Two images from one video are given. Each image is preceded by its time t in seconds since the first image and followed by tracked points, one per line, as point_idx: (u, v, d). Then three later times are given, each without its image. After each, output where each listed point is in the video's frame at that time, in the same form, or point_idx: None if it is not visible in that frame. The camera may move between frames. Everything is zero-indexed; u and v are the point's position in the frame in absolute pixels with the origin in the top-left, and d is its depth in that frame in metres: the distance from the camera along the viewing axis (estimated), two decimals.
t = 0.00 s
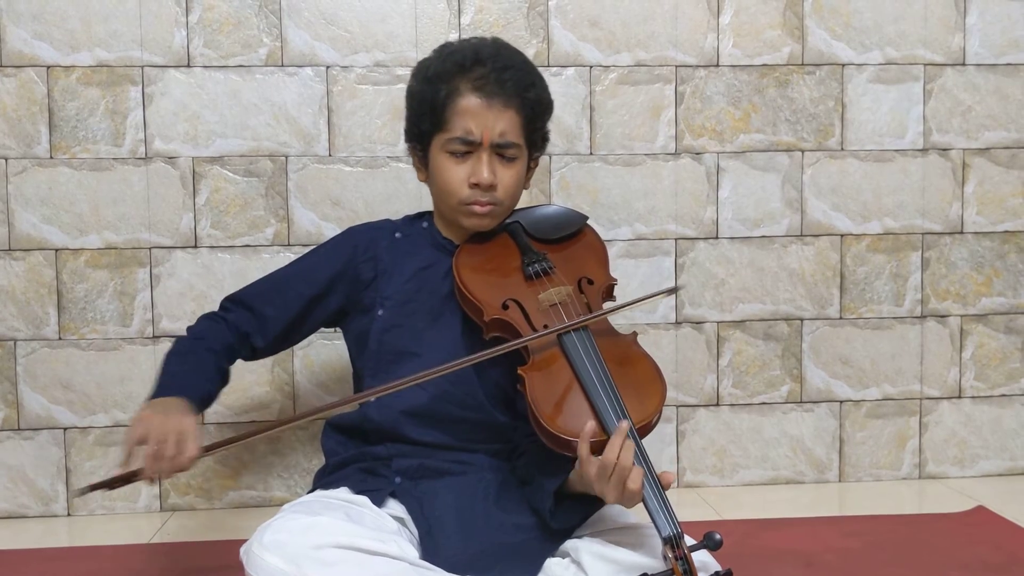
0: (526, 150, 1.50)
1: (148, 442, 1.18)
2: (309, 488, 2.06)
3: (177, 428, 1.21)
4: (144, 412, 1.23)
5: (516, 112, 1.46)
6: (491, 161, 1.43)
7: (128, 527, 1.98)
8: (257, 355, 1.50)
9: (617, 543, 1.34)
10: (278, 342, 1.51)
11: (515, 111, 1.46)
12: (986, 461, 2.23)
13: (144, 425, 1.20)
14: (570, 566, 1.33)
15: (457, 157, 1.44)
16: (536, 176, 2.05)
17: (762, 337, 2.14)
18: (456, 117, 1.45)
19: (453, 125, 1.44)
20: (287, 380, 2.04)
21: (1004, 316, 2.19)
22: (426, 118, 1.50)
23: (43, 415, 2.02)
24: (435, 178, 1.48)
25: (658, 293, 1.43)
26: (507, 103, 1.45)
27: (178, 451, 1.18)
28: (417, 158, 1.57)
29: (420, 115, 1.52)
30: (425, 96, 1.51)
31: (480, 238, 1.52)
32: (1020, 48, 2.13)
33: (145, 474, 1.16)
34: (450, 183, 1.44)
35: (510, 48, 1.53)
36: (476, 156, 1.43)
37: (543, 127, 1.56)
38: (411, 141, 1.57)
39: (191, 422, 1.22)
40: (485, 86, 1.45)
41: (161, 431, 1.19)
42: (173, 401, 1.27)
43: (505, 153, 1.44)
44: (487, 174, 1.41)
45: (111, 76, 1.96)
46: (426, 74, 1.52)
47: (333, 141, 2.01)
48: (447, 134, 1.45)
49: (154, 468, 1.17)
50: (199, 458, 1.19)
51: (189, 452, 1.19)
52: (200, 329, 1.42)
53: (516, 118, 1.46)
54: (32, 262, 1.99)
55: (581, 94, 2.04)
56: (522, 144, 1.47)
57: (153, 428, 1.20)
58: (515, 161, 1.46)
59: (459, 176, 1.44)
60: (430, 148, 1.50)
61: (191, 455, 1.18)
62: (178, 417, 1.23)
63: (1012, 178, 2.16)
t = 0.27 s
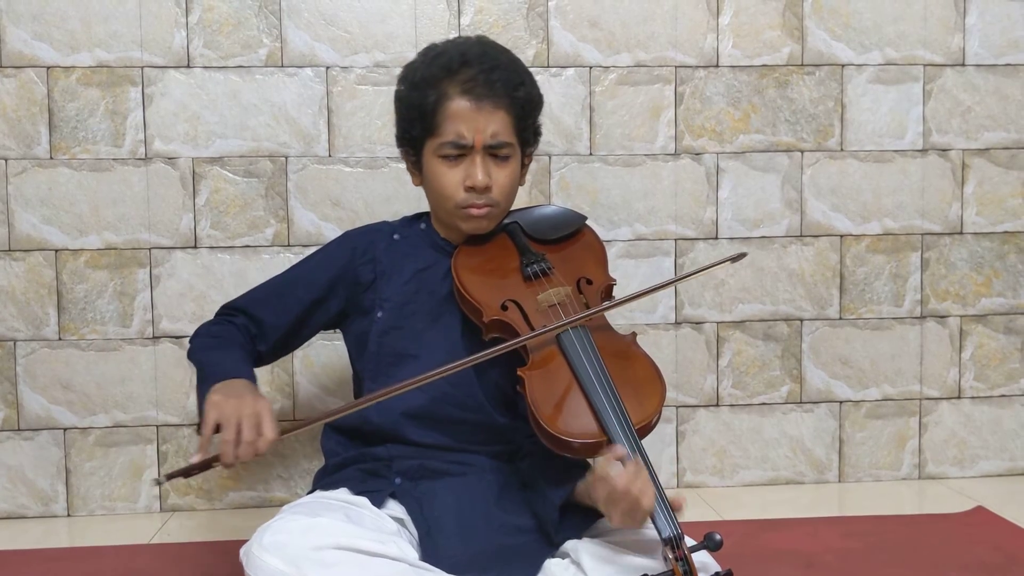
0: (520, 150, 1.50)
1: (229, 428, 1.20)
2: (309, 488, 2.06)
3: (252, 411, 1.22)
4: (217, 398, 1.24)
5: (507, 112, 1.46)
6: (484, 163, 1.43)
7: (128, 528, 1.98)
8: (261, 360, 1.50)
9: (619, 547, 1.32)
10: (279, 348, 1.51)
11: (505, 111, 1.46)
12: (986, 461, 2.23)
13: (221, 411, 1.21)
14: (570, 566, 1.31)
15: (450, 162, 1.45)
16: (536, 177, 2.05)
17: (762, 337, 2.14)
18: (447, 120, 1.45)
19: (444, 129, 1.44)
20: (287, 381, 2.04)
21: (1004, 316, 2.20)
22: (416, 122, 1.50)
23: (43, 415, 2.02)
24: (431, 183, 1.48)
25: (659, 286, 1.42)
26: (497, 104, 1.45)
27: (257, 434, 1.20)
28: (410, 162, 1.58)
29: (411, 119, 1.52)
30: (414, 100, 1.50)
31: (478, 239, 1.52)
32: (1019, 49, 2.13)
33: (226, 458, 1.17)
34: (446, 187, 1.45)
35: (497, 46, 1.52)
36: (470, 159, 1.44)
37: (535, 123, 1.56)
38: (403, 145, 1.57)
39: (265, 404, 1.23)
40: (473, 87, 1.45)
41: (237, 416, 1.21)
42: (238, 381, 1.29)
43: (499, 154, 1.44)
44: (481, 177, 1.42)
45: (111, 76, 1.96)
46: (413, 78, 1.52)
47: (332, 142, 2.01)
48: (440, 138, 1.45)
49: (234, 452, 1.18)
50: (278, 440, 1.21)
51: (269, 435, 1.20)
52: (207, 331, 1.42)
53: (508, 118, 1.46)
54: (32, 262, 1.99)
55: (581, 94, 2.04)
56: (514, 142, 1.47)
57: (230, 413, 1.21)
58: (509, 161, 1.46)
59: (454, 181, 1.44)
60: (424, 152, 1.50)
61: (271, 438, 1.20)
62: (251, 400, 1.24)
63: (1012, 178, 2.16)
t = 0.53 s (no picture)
0: (518, 148, 1.50)
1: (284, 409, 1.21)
2: (309, 488, 2.06)
3: (303, 391, 1.23)
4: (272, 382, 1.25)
5: (503, 110, 1.46)
6: (483, 163, 1.43)
7: (128, 528, 1.98)
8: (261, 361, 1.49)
9: (621, 545, 1.32)
10: (280, 350, 1.50)
11: (502, 110, 1.46)
12: (986, 461, 2.24)
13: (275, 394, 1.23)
14: (570, 566, 1.31)
15: (448, 162, 1.45)
16: (536, 177, 2.05)
17: (762, 337, 2.14)
18: (444, 121, 1.45)
19: (441, 130, 1.44)
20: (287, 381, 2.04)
21: (1003, 316, 2.20)
22: (413, 124, 1.50)
23: (43, 415, 2.02)
24: (429, 184, 1.48)
25: (660, 281, 1.43)
26: (493, 103, 1.45)
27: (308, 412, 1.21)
28: (408, 164, 1.58)
29: (407, 121, 1.52)
30: (410, 102, 1.50)
31: (478, 239, 1.52)
32: (1019, 49, 2.13)
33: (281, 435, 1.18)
34: (445, 188, 1.45)
35: (490, 46, 1.53)
36: (468, 159, 1.44)
37: (532, 121, 1.56)
38: (400, 148, 1.57)
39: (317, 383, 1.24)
40: (469, 87, 1.45)
41: (289, 396, 1.22)
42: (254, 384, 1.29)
43: (497, 154, 1.44)
44: (480, 177, 1.42)
45: (111, 76, 1.96)
46: (408, 80, 1.52)
47: (332, 142, 2.01)
48: (437, 139, 1.45)
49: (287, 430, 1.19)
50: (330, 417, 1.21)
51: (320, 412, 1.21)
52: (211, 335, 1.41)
53: (504, 117, 1.46)
54: (32, 262, 1.99)
55: (581, 94, 2.04)
56: (512, 141, 1.47)
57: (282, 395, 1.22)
58: (507, 159, 1.46)
59: (453, 181, 1.44)
60: (421, 154, 1.50)
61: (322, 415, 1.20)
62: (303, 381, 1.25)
63: (1012, 178, 2.16)
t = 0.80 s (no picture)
0: (525, 146, 1.50)
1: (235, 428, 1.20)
2: (308, 487, 2.06)
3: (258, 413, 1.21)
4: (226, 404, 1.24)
5: (514, 106, 1.47)
6: (490, 155, 1.43)
7: (127, 527, 1.98)
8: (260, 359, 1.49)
9: (623, 546, 1.31)
10: (278, 347, 1.50)
11: (513, 105, 1.46)
12: (984, 461, 2.24)
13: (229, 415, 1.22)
14: (570, 565, 1.31)
15: (456, 153, 1.45)
16: (536, 176, 2.05)
17: (761, 337, 2.14)
18: (454, 112, 1.45)
19: (451, 120, 1.45)
20: (286, 380, 2.04)
21: (1002, 316, 2.20)
22: (423, 114, 1.50)
23: (43, 414, 2.02)
24: (435, 174, 1.48)
25: (659, 283, 1.44)
26: (505, 98, 1.46)
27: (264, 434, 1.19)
28: (414, 156, 1.57)
29: (418, 112, 1.52)
30: (423, 93, 1.51)
31: (480, 237, 1.52)
32: (1019, 49, 2.13)
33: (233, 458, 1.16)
34: (450, 178, 1.44)
35: (506, 44, 1.54)
36: (475, 151, 1.44)
37: (541, 122, 1.57)
38: (409, 139, 1.57)
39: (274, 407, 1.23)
40: (482, 80, 1.46)
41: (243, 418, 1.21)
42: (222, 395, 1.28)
43: (505, 148, 1.45)
44: (487, 169, 1.41)
45: (111, 75, 1.96)
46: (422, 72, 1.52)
47: (332, 141, 2.01)
48: (446, 129, 1.45)
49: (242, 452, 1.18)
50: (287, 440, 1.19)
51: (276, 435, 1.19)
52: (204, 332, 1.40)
53: (514, 112, 1.46)
54: (31, 261, 1.99)
55: (581, 94, 2.04)
56: (520, 137, 1.48)
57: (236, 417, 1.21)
58: (514, 155, 1.46)
59: (459, 172, 1.44)
60: (429, 144, 1.50)
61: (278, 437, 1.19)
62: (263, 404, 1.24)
63: (1011, 178, 2.16)
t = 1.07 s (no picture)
0: (533, 146, 1.50)
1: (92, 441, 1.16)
2: (309, 486, 2.06)
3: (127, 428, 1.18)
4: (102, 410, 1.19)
5: (523, 104, 1.47)
6: (499, 152, 1.43)
7: (128, 526, 1.98)
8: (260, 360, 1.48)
9: (623, 545, 1.31)
10: (280, 348, 1.49)
11: (523, 103, 1.46)
12: (985, 460, 2.24)
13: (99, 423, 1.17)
14: (570, 564, 1.31)
15: (465, 149, 1.44)
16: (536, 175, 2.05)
17: (761, 336, 2.15)
18: (464, 108, 1.45)
19: (461, 116, 1.45)
20: (287, 379, 2.04)
21: (1003, 315, 2.20)
22: (433, 111, 1.50)
23: (43, 414, 2.02)
24: (443, 170, 1.47)
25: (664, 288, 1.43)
26: (515, 96, 1.46)
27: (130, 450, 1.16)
28: (422, 154, 1.57)
29: (427, 109, 1.52)
30: (433, 90, 1.51)
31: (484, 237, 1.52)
32: (1019, 48, 2.13)
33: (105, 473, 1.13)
34: (459, 173, 1.44)
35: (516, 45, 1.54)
36: (485, 147, 1.43)
37: (549, 123, 1.57)
38: (417, 137, 1.57)
39: (144, 421, 1.20)
40: (493, 78, 1.46)
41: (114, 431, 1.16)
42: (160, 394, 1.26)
43: (514, 145, 1.45)
44: (496, 164, 1.41)
45: (111, 75, 1.96)
46: (433, 70, 1.53)
47: (332, 140, 2.01)
48: (456, 125, 1.45)
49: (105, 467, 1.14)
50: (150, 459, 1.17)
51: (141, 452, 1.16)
52: (198, 336, 1.39)
53: (524, 111, 1.46)
54: (31, 261, 1.99)
55: (581, 93, 2.04)
56: (529, 136, 1.48)
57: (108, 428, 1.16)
58: (522, 153, 1.46)
59: (468, 167, 1.43)
60: (438, 141, 1.50)
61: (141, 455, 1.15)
62: (132, 415, 1.20)
63: (1011, 177, 2.16)
